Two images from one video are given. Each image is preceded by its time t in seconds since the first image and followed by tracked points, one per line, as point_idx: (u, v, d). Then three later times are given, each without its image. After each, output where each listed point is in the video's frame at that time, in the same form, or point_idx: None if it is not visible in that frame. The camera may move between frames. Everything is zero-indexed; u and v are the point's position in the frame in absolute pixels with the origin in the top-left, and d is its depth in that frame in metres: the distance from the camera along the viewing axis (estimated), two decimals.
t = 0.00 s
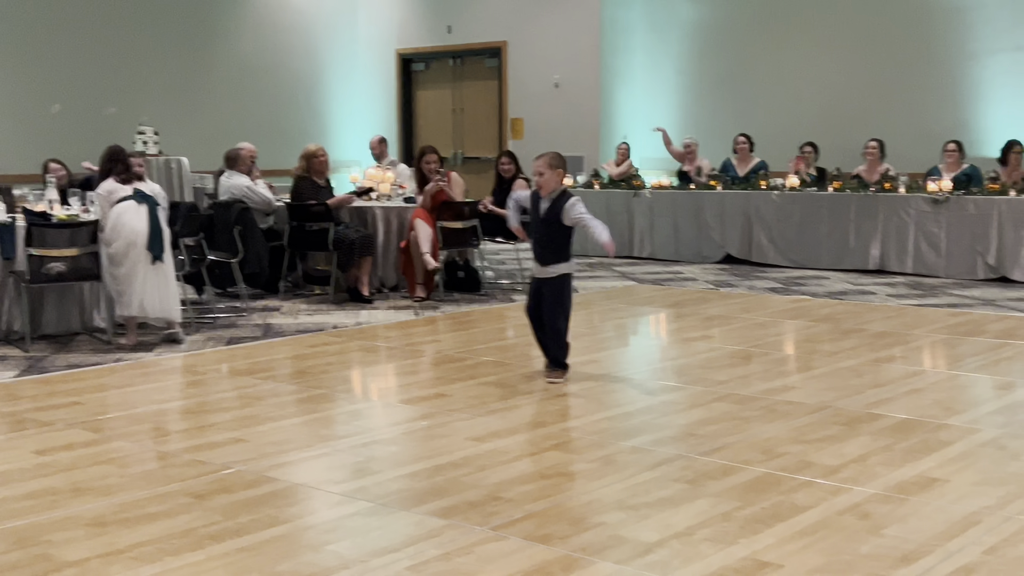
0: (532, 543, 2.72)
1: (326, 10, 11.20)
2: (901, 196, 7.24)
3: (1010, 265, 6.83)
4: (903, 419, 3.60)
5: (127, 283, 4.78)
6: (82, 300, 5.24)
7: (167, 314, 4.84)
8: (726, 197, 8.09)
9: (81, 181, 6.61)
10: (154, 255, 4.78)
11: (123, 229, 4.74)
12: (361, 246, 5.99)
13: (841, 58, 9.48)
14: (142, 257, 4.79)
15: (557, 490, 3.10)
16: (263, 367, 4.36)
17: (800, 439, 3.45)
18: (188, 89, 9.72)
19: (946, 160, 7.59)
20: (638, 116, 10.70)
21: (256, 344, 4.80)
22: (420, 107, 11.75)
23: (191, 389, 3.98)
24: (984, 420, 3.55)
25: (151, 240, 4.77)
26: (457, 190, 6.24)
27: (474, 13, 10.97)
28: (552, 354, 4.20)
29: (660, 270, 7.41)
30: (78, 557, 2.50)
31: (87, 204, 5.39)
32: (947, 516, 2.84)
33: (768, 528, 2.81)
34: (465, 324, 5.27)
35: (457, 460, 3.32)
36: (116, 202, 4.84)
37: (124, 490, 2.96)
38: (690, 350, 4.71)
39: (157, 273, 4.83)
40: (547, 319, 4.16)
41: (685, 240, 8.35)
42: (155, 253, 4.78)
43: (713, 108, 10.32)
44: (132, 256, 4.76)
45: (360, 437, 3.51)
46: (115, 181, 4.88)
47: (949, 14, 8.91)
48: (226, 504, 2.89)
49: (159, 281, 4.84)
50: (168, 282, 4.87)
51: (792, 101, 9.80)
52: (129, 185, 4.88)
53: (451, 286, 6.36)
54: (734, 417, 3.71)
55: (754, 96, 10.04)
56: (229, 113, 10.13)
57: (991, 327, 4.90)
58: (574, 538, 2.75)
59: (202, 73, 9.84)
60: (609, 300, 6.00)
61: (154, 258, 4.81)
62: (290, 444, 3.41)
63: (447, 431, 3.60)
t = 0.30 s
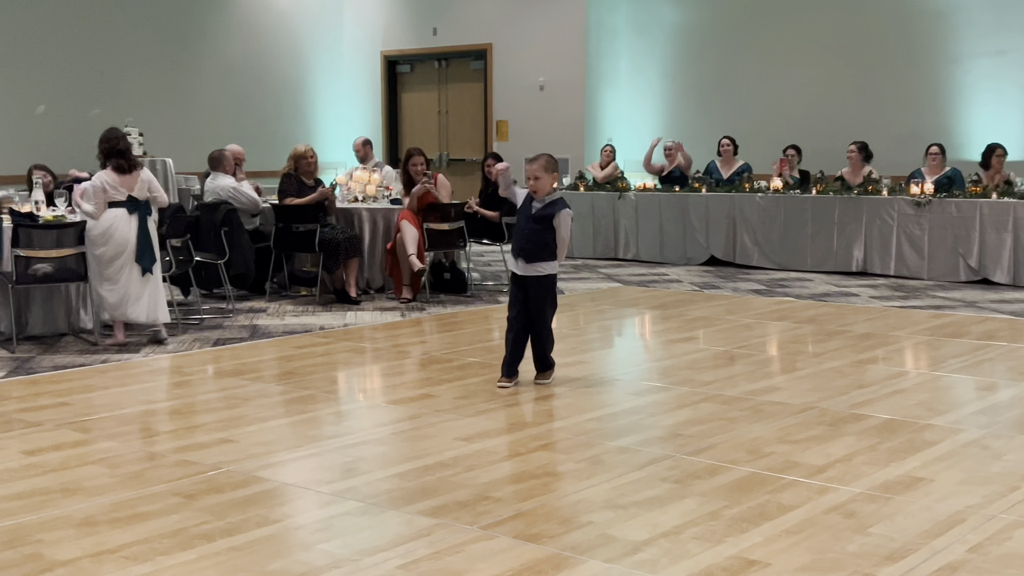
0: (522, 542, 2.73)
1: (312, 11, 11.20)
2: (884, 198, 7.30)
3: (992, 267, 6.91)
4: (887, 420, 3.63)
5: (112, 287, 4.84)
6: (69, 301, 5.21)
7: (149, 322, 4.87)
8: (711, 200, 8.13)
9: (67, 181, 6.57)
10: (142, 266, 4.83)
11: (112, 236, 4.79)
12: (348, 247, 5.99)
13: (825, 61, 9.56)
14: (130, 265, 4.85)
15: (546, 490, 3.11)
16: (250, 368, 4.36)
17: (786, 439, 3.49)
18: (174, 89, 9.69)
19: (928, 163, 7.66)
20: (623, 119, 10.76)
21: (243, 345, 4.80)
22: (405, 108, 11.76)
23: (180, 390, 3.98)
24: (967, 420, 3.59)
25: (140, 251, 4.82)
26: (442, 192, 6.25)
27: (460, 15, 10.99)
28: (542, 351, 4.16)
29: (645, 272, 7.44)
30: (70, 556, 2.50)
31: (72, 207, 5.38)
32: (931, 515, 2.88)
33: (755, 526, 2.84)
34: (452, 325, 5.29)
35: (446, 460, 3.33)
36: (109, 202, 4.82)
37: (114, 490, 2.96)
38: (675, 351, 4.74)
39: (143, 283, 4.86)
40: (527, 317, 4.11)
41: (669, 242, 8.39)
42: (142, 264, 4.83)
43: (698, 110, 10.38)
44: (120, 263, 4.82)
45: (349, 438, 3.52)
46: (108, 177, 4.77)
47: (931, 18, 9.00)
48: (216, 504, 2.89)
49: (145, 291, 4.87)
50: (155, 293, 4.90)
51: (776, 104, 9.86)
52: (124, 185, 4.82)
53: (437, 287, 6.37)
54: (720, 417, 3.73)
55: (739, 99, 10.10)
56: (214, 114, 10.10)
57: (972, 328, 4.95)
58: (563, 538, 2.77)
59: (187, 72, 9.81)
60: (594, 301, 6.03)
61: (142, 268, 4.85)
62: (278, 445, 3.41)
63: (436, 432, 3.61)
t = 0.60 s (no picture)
0: (514, 546, 2.74)
1: (300, 15, 11.19)
2: (871, 203, 7.35)
3: (977, 272, 6.97)
4: (875, 424, 3.66)
5: (105, 288, 4.87)
6: (57, 305, 5.17)
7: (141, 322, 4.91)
8: (698, 205, 8.17)
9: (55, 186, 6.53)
10: (136, 268, 4.84)
11: (106, 238, 4.80)
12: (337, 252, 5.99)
13: (812, 67, 9.61)
14: (124, 267, 4.87)
15: (537, 494, 3.12)
16: (240, 372, 4.35)
17: (776, 444, 3.51)
18: (162, 93, 9.67)
19: (914, 168, 7.73)
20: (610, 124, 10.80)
21: (232, 349, 4.79)
22: (393, 113, 11.75)
23: (170, 395, 3.97)
24: (955, 425, 3.62)
25: (132, 253, 4.83)
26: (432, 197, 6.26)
27: (448, 19, 11.00)
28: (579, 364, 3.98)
29: (633, 277, 7.46)
30: (63, 560, 2.50)
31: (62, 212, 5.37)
32: (919, 519, 2.91)
33: (746, 530, 2.86)
34: (441, 330, 5.29)
35: (437, 465, 3.34)
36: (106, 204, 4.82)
37: (106, 495, 2.95)
38: (664, 356, 4.75)
39: (136, 285, 4.89)
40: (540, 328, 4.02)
41: (657, 247, 8.42)
42: (134, 267, 4.83)
43: (685, 116, 10.42)
44: (113, 264, 4.85)
45: (340, 442, 3.52)
46: (109, 178, 4.77)
47: (916, 25, 9.07)
48: (209, 509, 2.89)
49: (138, 293, 4.90)
50: (148, 294, 4.93)
51: (763, 110, 9.92)
52: (123, 189, 4.83)
53: (426, 291, 6.37)
54: (710, 422, 3.75)
55: (726, 104, 10.15)
56: (202, 116, 10.08)
57: (959, 333, 4.99)
58: (555, 542, 2.78)
59: (175, 75, 9.78)
60: (583, 306, 6.05)
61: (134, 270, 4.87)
62: (270, 449, 3.41)
63: (427, 437, 3.61)
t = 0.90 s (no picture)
0: (508, 546, 2.76)
1: (295, 18, 11.21)
2: (863, 205, 7.37)
3: (969, 274, 7.01)
4: (867, 424, 3.69)
5: (125, 291, 4.85)
6: (52, 307, 5.17)
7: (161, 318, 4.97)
8: (691, 208, 8.19)
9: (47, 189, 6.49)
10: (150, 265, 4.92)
11: (124, 239, 4.81)
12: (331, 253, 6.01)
13: (806, 71, 9.66)
14: (138, 266, 4.90)
15: (531, 494, 3.14)
16: (235, 374, 4.36)
17: (769, 445, 3.53)
18: (157, 95, 9.67)
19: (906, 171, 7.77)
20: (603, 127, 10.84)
21: (227, 351, 4.79)
22: (387, 115, 11.77)
23: (165, 396, 3.97)
24: (945, 425, 3.65)
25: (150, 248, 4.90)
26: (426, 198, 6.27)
27: (442, 22, 11.02)
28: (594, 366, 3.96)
29: (626, 278, 7.49)
30: (59, 560, 2.51)
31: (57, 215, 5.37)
32: (910, 518, 2.93)
33: (739, 530, 2.87)
34: (435, 331, 5.31)
35: (431, 465, 3.35)
36: (115, 205, 4.82)
37: (102, 496, 2.96)
38: (657, 357, 4.78)
39: (151, 282, 4.94)
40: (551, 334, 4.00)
41: (651, 248, 8.44)
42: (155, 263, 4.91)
43: (679, 119, 10.46)
44: (131, 265, 4.86)
45: (335, 443, 3.53)
46: (121, 176, 4.82)
47: (909, 29, 9.12)
48: (205, 509, 2.90)
49: (153, 290, 4.95)
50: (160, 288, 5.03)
51: (756, 113, 9.95)
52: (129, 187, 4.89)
53: (421, 292, 6.38)
54: (702, 423, 3.77)
55: (719, 107, 10.19)
56: (197, 119, 10.08)
57: (950, 335, 5.02)
58: (549, 541, 2.80)
59: (169, 77, 9.78)
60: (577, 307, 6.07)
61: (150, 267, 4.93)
62: (264, 450, 3.42)
63: (422, 437, 3.63)
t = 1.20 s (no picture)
0: (501, 546, 2.77)
1: (296, 20, 11.24)
2: (861, 206, 7.39)
3: (967, 275, 7.02)
4: (862, 425, 3.70)
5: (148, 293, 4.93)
6: (51, 307, 5.19)
7: (171, 313, 5.08)
8: (690, 209, 8.21)
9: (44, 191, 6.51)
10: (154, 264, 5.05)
11: (138, 241, 4.89)
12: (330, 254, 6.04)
13: (804, 72, 9.67)
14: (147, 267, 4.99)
15: (526, 494, 3.16)
16: (233, 374, 4.38)
17: (763, 445, 3.54)
18: (157, 97, 9.70)
19: (904, 173, 7.78)
20: (603, 129, 10.86)
21: (225, 352, 4.82)
22: (387, 117, 11.80)
23: (163, 397, 4.00)
24: (940, 425, 3.66)
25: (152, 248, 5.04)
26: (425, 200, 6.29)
27: (442, 24, 11.05)
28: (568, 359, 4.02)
29: (625, 279, 7.52)
30: (55, 560, 2.53)
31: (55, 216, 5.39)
32: (903, 517, 2.94)
33: (732, 530, 2.88)
34: (433, 332, 5.33)
35: (427, 465, 3.37)
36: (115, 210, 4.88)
37: (98, 496, 2.98)
38: (654, 358, 4.79)
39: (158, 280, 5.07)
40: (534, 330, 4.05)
41: (649, 249, 8.46)
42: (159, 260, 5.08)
43: (678, 120, 10.48)
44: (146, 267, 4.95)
45: (331, 443, 3.55)
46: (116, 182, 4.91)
47: (908, 30, 9.13)
48: (200, 508, 2.92)
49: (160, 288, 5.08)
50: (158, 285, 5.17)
51: (755, 114, 9.97)
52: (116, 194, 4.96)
53: (419, 293, 6.41)
54: (697, 423, 3.79)
55: (718, 109, 10.20)
56: (199, 120, 10.11)
57: (947, 335, 5.03)
58: (543, 540, 2.82)
59: (171, 80, 9.82)
60: (575, 308, 6.09)
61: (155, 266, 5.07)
62: (260, 450, 3.44)
63: (418, 437, 3.65)
